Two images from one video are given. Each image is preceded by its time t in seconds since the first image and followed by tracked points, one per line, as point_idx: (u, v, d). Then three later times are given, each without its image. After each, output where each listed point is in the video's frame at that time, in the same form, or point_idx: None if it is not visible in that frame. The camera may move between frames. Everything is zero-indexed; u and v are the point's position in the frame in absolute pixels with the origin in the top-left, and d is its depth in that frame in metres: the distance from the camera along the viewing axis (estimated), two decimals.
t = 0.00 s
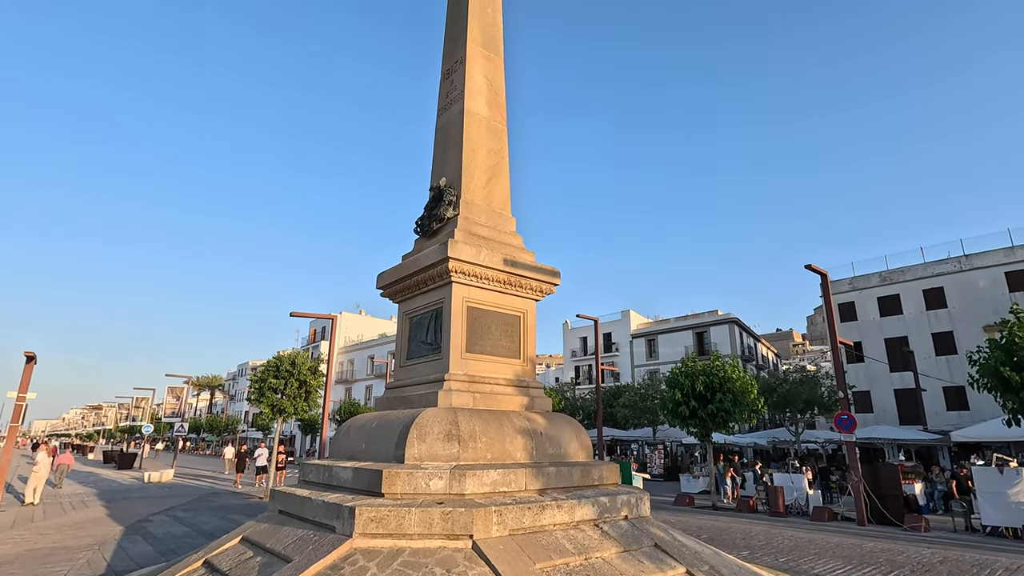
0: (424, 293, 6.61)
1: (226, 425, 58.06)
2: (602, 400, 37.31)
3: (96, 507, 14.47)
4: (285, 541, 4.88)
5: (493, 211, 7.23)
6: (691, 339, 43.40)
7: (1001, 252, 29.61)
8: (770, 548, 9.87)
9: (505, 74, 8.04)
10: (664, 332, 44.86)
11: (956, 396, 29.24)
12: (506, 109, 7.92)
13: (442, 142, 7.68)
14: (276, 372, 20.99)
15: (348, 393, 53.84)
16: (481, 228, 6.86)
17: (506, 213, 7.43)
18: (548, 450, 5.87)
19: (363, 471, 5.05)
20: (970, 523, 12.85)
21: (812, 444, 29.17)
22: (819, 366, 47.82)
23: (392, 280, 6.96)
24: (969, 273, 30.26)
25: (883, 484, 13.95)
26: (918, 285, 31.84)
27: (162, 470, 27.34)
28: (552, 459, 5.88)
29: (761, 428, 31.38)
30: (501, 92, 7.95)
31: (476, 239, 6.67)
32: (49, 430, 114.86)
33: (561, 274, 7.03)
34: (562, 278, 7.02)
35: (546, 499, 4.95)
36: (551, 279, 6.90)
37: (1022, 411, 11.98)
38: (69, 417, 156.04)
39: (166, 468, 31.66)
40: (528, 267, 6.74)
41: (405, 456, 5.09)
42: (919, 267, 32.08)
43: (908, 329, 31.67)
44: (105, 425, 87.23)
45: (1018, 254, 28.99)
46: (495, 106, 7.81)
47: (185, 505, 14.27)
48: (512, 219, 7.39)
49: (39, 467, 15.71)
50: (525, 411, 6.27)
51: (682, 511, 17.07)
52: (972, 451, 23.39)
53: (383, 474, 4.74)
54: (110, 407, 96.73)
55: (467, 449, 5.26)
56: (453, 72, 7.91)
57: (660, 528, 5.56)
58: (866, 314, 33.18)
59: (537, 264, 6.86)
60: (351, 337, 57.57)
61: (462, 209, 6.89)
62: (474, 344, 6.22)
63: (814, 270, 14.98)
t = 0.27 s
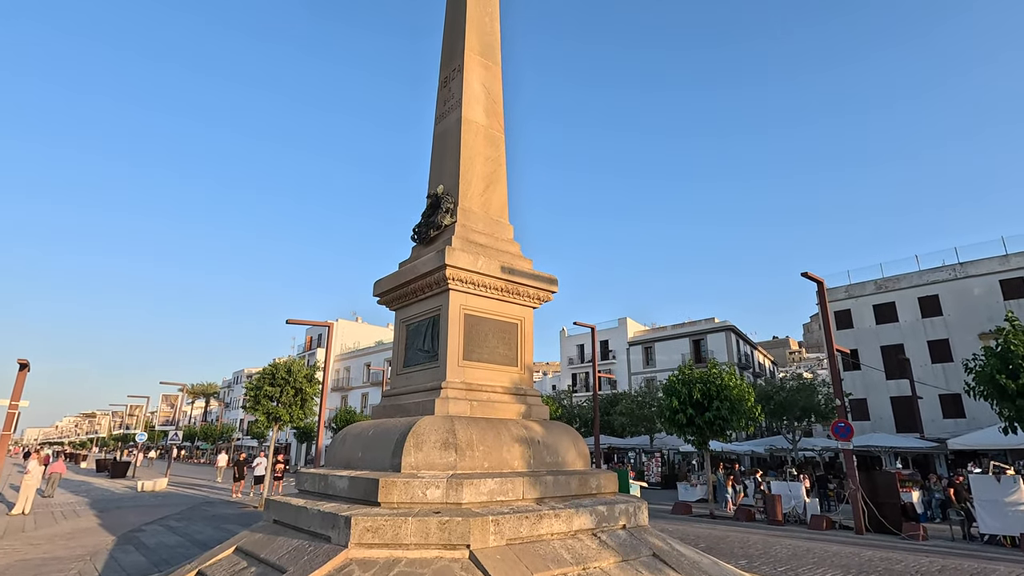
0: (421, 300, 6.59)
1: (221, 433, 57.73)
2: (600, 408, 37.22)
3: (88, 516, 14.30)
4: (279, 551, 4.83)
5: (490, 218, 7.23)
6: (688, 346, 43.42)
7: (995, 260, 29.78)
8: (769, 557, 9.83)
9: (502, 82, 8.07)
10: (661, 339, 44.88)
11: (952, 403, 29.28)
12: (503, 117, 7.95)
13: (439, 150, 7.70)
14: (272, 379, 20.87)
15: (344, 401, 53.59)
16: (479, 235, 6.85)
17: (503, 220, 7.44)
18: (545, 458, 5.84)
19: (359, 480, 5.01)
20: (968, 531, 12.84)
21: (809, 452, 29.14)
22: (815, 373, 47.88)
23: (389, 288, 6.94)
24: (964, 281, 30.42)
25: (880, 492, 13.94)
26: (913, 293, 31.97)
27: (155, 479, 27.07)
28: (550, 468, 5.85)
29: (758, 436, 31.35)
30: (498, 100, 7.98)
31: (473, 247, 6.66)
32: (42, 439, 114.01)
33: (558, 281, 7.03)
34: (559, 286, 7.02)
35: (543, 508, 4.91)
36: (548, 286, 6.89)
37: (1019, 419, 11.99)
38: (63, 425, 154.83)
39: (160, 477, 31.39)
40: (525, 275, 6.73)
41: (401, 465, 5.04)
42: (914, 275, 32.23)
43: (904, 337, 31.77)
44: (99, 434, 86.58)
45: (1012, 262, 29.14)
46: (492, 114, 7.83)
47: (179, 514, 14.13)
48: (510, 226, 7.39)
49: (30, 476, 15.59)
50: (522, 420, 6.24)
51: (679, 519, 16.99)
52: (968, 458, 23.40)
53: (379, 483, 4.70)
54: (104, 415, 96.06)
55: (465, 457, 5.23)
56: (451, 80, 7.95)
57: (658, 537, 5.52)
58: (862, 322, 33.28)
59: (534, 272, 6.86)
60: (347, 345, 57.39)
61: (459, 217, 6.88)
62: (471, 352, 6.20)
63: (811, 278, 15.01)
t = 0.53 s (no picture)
0: (417, 304, 6.58)
1: (214, 437, 57.37)
2: (595, 412, 37.19)
3: (78, 522, 14.15)
4: (273, 557, 4.79)
5: (486, 222, 7.23)
6: (684, 351, 43.48)
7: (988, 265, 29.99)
8: (764, 562, 9.82)
9: (498, 87, 8.08)
10: (656, 343, 44.93)
11: (946, 408, 29.41)
12: (499, 122, 7.96)
13: (435, 153, 7.70)
14: (266, 384, 20.74)
15: (339, 405, 53.34)
16: (475, 239, 6.85)
17: (499, 224, 7.44)
18: (541, 463, 5.82)
19: (354, 485, 4.98)
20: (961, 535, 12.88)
21: (804, 456, 29.20)
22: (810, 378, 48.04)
23: (385, 291, 6.92)
24: (957, 286, 30.63)
25: (875, 496, 13.98)
26: (907, 297, 32.15)
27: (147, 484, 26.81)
28: (546, 473, 5.83)
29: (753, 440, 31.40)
30: (494, 104, 7.99)
31: (469, 251, 6.65)
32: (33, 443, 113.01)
33: (554, 286, 7.03)
34: (555, 290, 7.02)
35: (539, 513, 4.90)
36: (544, 290, 6.89)
37: (1013, 423, 12.03)
38: (54, 430, 153.53)
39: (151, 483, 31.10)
40: (521, 279, 6.73)
41: (396, 470, 5.02)
42: (908, 280, 32.42)
43: (897, 341, 31.93)
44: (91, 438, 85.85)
45: (1004, 267, 29.34)
46: (489, 119, 7.84)
47: (171, 520, 13.99)
48: (506, 230, 7.39)
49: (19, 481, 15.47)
50: (518, 424, 6.22)
51: (674, 524, 16.96)
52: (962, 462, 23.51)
53: (374, 488, 4.68)
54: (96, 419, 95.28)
55: (460, 462, 5.21)
56: (447, 84, 7.96)
57: (654, 542, 5.51)
58: (856, 326, 33.44)
59: (531, 276, 6.86)
60: (342, 349, 57.19)
61: (455, 221, 6.88)
62: (467, 356, 6.18)
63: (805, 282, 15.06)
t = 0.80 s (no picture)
0: (412, 304, 6.56)
1: (207, 438, 57.07)
2: (590, 413, 37.22)
3: (70, 523, 14.03)
4: (266, 557, 4.77)
5: (482, 222, 7.23)
6: (678, 351, 43.60)
7: (979, 266, 30.23)
8: (758, 562, 9.85)
9: (494, 87, 8.08)
10: (651, 344, 45.04)
11: (938, 408, 29.59)
12: (495, 121, 7.96)
13: (431, 153, 7.69)
14: (260, 384, 20.66)
15: (333, 406, 53.17)
16: (470, 238, 6.84)
17: (495, 224, 7.43)
18: (536, 463, 5.82)
19: (348, 485, 4.95)
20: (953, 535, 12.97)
21: (798, 456, 29.34)
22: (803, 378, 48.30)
23: (379, 291, 6.90)
24: (948, 288, 30.86)
25: (868, 496, 14.06)
26: (899, 299, 32.37)
27: (139, 485, 26.61)
28: (540, 472, 5.82)
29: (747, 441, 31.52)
30: (490, 104, 7.99)
31: (464, 250, 6.64)
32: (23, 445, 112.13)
33: (550, 286, 7.03)
34: (550, 290, 7.02)
35: (534, 512, 4.89)
36: (540, 290, 6.89)
37: (1004, 424, 12.11)
38: (44, 431, 152.22)
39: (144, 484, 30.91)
40: (516, 278, 6.73)
41: (391, 469, 5.00)
42: (900, 281, 32.64)
43: (890, 342, 32.13)
44: (82, 440, 85.21)
45: (995, 269, 29.57)
46: (484, 118, 7.84)
47: (163, 521, 13.90)
48: (501, 230, 7.39)
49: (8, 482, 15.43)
50: (513, 424, 6.22)
51: (669, 525, 16.99)
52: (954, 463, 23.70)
53: (368, 488, 4.66)
54: (87, 420, 94.57)
55: (455, 462, 5.19)
56: (442, 84, 7.95)
57: (648, 542, 5.51)
58: (849, 327, 33.63)
59: (526, 276, 6.85)
60: (337, 350, 57.02)
61: (451, 220, 6.86)
62: (461, 356, 6.17)
63: (799, 284, 15.14)
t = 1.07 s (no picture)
0: (406, 300, 6.54)
1: (200, 435, 56.82)
2: (584, 410, 37.30)
3: (60, 520, 13.93)
4: (258, 553, 4.74)
5: (476, 218, 7.21)
6: (672, 349, 43.75)
7: (970, 265, 30.48)
8: (750, 557, 9.91)
9: (489, 82, 8.05)
10: (645, 342, 45.17)
11: (929, 406, 29.85)
12: (490, 117, 7.93)
13: (425, 148, 7.66)
14: (253, 380, 20.57)
15: (327, 403, 53.02)
16: (464, 234, 6.83)
17: (489, 220, 7.41)
18: (530, 459, 5.82)
19: (340, 481, 4.94)
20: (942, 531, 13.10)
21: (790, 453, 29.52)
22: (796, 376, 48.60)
23: (373, 287, 6.88)
24: (940, 286, 31.10)
25: (859, 492, 14.16)
26: (891, 297, 32.59)
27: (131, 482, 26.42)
28: (534, 468, 5.83)
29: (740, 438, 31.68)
30: (485, 100, 7.96)
31: (459, 246, 6.63)
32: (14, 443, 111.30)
33: (544, 282, 7.03)
34: (545, 286, 7.02)
35: (527, 508, 4.89)
36: (534, 287, 6.89)
37: (993, 421, 12.23)
38: (34, 428, 151.00)
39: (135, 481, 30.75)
40: (511, 275, 6.72)
41: (384, 465, 4.99)
42: (892, 280, 32.87)
43: (882, 340, 32.36)
44: (74, 437, 84.66)
45: (985, 268, 29.83)
46: (479, 114, 7.82)
47: (155, 518, 13.82)
48: (495, 226, 7.37)
49: None
50: (507, 420, 6.22)
51: (662, 521, 17.06)
52: (944, 460, 23.91)
53: (361, 483, 4.64)
54: (79, 417, 93.91)
55: (448, 458, 5.19)
56: (437, 79, 7.91)
57: (641, 537, 5.53)
58: (841, 325, 33.84)
59: (520, 272, 6.84)
60: (330, 347, 56.85)
61: (445, 216, 6.84)
62: (455, 352, 6.16)
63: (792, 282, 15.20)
